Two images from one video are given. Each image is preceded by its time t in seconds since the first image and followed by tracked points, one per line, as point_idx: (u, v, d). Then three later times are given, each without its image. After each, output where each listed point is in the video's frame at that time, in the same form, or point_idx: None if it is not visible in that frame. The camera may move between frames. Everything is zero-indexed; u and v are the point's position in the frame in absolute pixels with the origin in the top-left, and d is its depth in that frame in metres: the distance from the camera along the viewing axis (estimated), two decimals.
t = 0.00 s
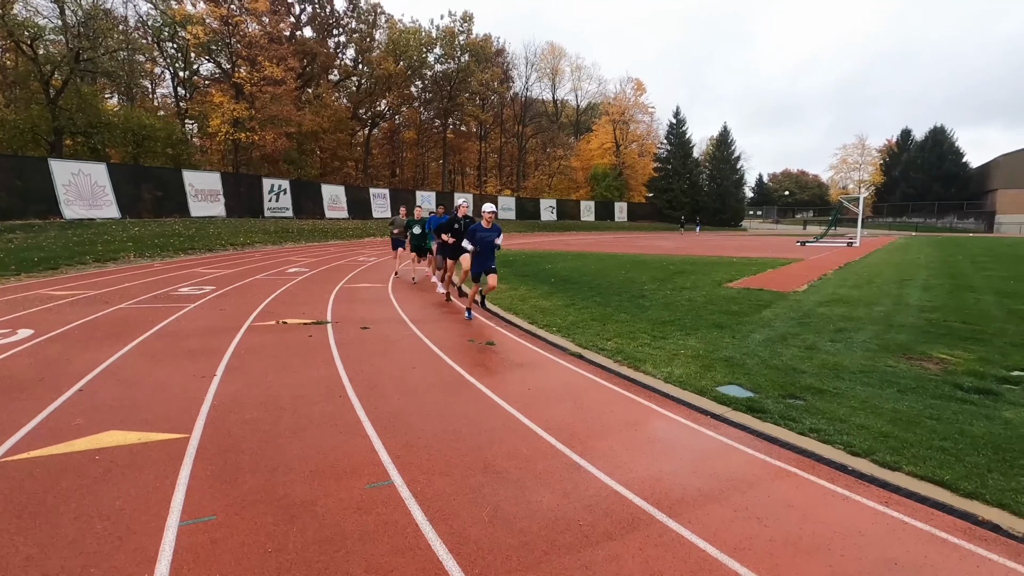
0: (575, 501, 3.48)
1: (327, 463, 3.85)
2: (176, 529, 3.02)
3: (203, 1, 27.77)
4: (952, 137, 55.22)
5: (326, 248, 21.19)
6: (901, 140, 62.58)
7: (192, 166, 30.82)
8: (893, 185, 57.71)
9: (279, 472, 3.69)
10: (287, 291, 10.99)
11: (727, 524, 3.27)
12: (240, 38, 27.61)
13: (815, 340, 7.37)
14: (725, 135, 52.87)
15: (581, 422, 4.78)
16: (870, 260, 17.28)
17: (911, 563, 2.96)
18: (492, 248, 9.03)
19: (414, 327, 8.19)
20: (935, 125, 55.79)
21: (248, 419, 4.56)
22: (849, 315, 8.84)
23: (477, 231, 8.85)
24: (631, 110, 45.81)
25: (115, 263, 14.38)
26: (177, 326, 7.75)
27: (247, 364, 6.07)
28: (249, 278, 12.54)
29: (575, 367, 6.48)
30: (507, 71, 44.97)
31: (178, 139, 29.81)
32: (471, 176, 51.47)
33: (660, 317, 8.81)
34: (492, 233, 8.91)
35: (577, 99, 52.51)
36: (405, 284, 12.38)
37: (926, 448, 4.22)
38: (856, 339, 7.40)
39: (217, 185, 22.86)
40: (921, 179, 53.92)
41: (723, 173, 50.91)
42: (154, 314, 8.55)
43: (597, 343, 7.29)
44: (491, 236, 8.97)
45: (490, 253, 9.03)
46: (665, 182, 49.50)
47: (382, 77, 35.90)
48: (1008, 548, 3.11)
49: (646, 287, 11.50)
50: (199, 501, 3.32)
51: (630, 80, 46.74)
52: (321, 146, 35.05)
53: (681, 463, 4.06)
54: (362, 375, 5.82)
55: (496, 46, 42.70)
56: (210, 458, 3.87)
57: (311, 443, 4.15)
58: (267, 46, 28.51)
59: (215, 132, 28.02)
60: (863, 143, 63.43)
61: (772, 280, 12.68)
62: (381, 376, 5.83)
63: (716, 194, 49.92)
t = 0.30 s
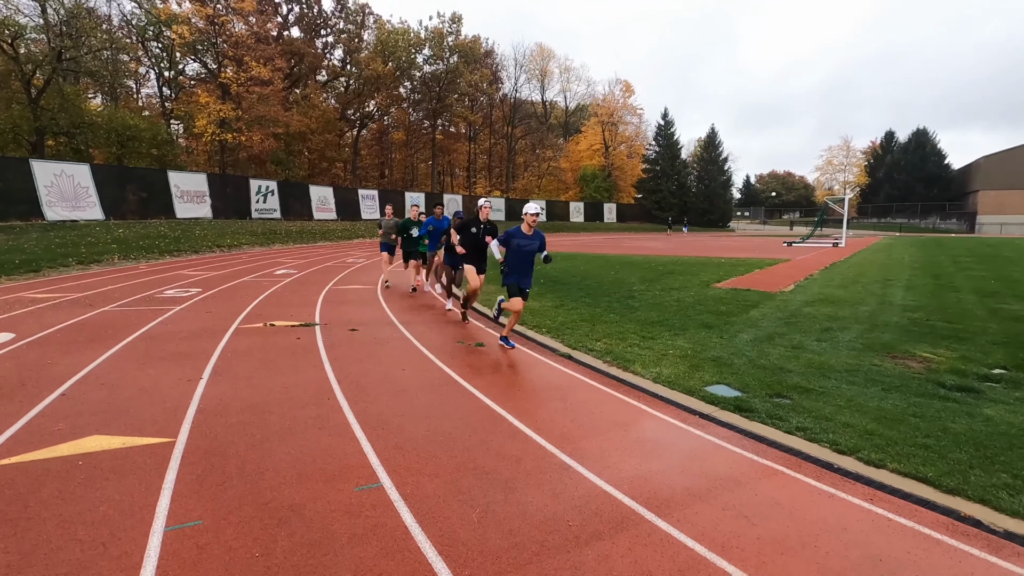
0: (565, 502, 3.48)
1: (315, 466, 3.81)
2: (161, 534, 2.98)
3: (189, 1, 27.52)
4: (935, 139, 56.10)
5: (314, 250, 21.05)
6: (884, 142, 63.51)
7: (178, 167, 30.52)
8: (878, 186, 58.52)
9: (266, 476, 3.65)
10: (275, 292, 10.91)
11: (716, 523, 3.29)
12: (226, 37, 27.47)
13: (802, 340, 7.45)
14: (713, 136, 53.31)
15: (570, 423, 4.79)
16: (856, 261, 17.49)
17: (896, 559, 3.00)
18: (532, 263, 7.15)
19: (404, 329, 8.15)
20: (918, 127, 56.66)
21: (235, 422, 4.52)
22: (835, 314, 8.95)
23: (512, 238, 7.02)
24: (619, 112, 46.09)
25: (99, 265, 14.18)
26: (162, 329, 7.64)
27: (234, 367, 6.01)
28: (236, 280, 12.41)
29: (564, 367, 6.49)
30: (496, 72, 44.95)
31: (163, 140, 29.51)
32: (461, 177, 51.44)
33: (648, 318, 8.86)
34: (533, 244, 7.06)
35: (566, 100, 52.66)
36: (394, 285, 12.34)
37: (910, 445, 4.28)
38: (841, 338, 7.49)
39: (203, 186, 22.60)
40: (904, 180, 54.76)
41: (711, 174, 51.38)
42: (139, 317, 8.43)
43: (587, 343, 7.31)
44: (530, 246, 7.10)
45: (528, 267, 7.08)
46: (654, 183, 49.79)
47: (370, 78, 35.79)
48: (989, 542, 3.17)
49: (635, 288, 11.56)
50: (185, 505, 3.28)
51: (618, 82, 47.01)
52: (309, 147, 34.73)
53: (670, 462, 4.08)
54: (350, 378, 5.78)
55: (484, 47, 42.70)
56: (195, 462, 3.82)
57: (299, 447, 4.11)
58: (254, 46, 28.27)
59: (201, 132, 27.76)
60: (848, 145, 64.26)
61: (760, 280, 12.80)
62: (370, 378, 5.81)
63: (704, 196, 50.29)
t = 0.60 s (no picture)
0: (559, 502, 3.48)
1: (307, 469, 3.79)
2: (150, 539, 2.95)
3: (178, 1, 27.29)
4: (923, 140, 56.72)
5: (306, 251, 20.95)
6: (873, 143, 64.11)
7: (168, 168, 30.27)
8: (868, 186, 59.09)
9: (257, 479, 3.63)
10: (267, 294, 10.85)
11: (708, 522, 3.30)
12: (216, 38, 27.35)
13: (793, 339, 7.50)
14: (704, 137, 53.58)
15: (563, 423, 4.79)
16: (847, 260, 17.64)
17: (886, 555, 3.03)
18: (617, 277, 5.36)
19: (396, 330, 8.12)
20: (907, 128, 57.22)
21: (226, 425, 4.49)
22: (826, 313, 9.02)
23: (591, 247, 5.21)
24: (611, 112, 46.24)
25: (88, 268, 14.04)
26: (152, 331, 7.57)
27: (225, 369, 5.97)
28: (228, 282, 12.34)
29: (557, 368, 6.50)
30: (489, 73, 44.92)
31: (153, 141, 29.28)
32: (453, 178, 51.37)
33: (641, 317, 8.88)
34: (616, 253, 5.29)
35: (558, 101, 52.70)
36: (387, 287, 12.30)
37: (899, 442, 4.32)
38: (832, 337, 7.55)
39: (193, 188, 22.44)
40: (894, 180, 55.29)
41: (703, 174, 51.56)
42: (129, 319, 8.35)
43: (579, 344, 7.31)
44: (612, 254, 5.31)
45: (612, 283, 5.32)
46: (646, 183, 49.94)
47: (362, 79, 35.65)
48: (977, 538, 3.21)
49: (628, 288, 11.58)
50: (175, 509, 3.25)
51: (610, 83, 47.11)
52: (301, 148, 34.53)
53: (663, 462, 4.10)
54: (343, 380, 5.75)
55: (476, 48, 42.67)
56: (186, 466, 3.79)
57: (290, 449, 4.08)
58: (245, 47, 28.10)
59: (191, 133, 27.52)
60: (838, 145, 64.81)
61: (752, 280, 12.88)
62: (362, 380, 5.78)
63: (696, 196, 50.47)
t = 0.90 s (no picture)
0: (547, 506, 3.47)
1: (292, 475, 3.74)
2: (132, 548, 2.90)
3: (163, 2, 26.99)
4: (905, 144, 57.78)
5: (293, 255, 20.79)
6: (856, 147, 65.17)
7: (152, 170, 29.92)
8: (851, 189, 60.02)
9: (242, 485, 3.57)
10: (253, 298, 10.73)
11: (694, 523, 3.32)
12: (201, 39, 27.07)
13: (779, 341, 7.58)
14: (691, 140, 54.05)
15: (551, 426, 4.78)
16: (831, 263, 17.87)
17: (869, 553, 3.07)
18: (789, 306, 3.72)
19: (384, 334, 8.07)
20: (889, 132, 58.21)
21: (210, 431, 4.42)
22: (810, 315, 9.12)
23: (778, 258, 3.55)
24: (599, 116, 46.52)
25: (69, 272, 13.80)
26: (135, 336, 7.45)
27: (210, 374, 5.88)
28: (213, 285, 12.19)
29: (546, 370, 6.49)
30: (477, 76, 44.93)
31: (136, 143, 28.94)
32: (442, 181, 51.33)
33: (629, 320, 8.91)
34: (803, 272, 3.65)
35: (546, 104, 52.87)
36: (375, 290, 12.23)
37: (882, 442, 4.38)
38: (816, 338, 7.65)
39: (178, 190, 22.14)
40: (876, 183, 56.23)
41: (690, 177, 51.98)
42: (111, 324, 8.21)
43: (568, 346, 7.32)
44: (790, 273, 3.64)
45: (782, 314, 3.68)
46: (634, 186, 50.22)
47: (349, 81, 35.50)
48: (957, 535, 3.26)
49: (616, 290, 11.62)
50: (158, 517, 3.20)
51: (597, 86, 47.36)
52: (288, 151, 34.26)
53: (651, 464, 4.11)
54: (330, 384, 5.70)
55: (465, 51, 42.70)
56: (169, 473, 3.73)
57: (275, 454, 4.03)
58: (230, 48, 27.89)
59: (175, 135, 27.18)
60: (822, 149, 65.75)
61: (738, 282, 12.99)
62: (349, 384, 5.73)
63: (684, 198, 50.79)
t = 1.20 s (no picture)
0: (533, 507, 3.48)
1: (276, 479, 3.70)
2: (109, 556, 2.84)
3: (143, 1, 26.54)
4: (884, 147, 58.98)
5: (277, 257, 20.59)
6: (837, 150, 66.34)
7: (132, 172, 29.40)
8: (832, 192, 61.15)
9: (224, 490, 3.52)
10: (236, 300, 10.60)
11: (679, 523, 3.35)
12: (183, 39, 26.65)
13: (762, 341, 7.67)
14: (676, 143, 54.55)
15: (538, 428, 4.78)
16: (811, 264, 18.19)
17: (850, 551, 3.12)
18: None
19: (370, 336, 8.03)
20: (869, 136, 59.37)
21: (191, 436, 4.35)
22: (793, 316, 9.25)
23: None
24: (585, 118, 46.79)
25: (45, 275, 13.49)
26: (113, 340, 7.31)
27: (191, 378, 5.79)
28: (195, 288, 12.00)
29: (532, 372, 6.51)
30: (463, 78, 44.89)
31: (116, 144, 28.43)
32: (428, 182, 51.20)
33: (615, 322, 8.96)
34: None
35: (532, 107, 53.00)
36: (360, 292, 12.16)
37: (863, 441, 4.45)
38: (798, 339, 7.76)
39: (159, 192, 21.76)
40: (857, 185, 57.29)
41: (675, 180, 52.46)
42: (88, 328, 8.04)
43: (554, 348, 7.33)
44: None
45: None
46: (619, 189, 50.58)
47: (334, 83, 35.27)
48: (935, 531, 3.33)
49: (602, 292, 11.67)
50: (137, 524, 3.13)
51: (583, 89, 47.61)
52: (271, 152, 33.91)
53: (635, 464, 4.13)
54: (314, 387, 5.65)
55: (450, 53, 42.66)
56: (149, 479, 3.65)
57: (258, 459, 3.98)
58: (213, 48, 27.56)
59: (156, 136, 26.72)
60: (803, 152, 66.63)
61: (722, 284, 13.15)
62: (335, 387, 5.69)
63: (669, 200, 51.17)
